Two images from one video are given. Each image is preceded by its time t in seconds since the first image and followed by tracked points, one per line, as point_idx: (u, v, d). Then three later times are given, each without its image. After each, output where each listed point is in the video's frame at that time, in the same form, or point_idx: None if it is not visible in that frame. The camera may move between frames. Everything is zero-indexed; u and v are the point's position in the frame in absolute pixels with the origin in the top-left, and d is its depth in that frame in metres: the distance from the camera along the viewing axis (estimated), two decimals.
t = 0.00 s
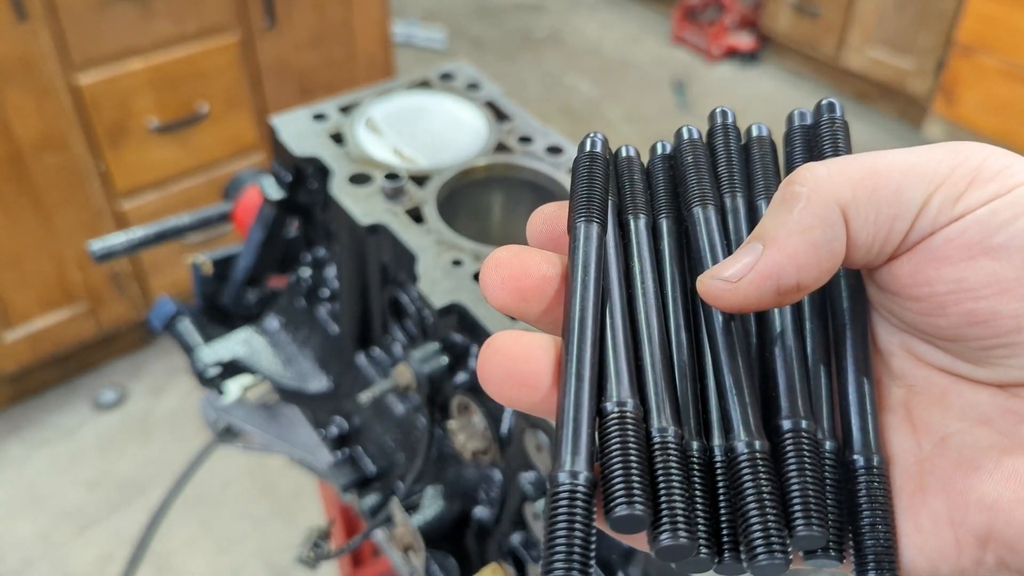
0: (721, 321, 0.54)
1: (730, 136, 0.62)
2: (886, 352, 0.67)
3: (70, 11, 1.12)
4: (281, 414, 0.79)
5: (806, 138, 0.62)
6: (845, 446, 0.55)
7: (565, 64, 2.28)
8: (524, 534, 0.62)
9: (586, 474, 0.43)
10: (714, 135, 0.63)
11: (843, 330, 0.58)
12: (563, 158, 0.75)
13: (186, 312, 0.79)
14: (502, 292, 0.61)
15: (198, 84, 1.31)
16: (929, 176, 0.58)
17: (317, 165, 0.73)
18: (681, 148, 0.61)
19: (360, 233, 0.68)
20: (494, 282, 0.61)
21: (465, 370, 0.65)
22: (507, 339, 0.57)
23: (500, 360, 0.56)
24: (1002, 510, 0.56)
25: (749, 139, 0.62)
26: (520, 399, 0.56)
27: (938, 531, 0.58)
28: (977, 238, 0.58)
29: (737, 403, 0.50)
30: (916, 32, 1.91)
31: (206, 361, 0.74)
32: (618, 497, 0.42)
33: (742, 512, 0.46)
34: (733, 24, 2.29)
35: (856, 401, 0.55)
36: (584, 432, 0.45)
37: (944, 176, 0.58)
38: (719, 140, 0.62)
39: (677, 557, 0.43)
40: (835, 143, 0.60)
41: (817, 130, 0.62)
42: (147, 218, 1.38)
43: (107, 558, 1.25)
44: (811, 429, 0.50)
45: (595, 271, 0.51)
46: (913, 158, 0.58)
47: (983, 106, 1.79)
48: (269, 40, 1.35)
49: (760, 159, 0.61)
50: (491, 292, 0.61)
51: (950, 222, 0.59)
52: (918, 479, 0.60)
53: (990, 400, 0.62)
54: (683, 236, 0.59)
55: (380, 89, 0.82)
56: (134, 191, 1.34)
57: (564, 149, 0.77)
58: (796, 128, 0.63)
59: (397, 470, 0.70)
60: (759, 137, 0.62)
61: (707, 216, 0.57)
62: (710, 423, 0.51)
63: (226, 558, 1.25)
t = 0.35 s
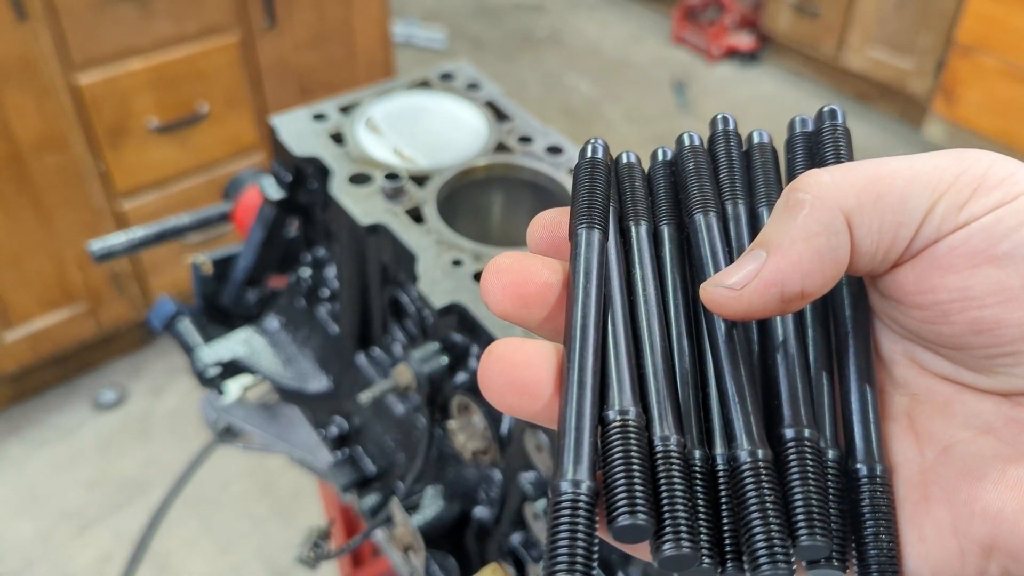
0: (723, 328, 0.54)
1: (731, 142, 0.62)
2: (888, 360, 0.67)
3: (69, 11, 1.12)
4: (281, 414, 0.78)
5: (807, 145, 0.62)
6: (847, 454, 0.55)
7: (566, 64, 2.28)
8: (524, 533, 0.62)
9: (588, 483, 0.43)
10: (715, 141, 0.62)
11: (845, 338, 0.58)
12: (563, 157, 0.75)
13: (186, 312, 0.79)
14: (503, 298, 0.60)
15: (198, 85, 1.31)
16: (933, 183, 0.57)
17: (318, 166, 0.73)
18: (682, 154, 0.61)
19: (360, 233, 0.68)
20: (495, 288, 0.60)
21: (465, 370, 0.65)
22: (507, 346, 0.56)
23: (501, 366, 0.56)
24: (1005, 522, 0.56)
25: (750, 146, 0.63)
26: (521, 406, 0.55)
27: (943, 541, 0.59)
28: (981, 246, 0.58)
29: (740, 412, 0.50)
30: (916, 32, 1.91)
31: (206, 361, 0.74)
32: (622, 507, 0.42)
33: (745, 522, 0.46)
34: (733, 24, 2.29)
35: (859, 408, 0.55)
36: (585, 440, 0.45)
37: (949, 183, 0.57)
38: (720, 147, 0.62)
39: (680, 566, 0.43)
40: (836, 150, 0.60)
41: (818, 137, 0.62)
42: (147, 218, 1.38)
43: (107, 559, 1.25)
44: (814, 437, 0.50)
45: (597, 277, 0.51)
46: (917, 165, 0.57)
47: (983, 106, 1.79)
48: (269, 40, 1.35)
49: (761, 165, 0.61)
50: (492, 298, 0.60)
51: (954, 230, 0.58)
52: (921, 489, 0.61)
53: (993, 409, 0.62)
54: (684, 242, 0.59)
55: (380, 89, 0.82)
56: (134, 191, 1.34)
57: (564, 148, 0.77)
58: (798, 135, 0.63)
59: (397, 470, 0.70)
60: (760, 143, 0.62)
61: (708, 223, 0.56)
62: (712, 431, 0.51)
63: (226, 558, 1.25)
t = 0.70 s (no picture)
0: (731, 321, 0.54)
1: (738, 139, 0.62)
2: (893, 352, 0.67)
3: (70, 10, 1.12)
4: (281, 414, 0.78)
5: (813, 140, 0.62)
6: (852, 444, 0.54)
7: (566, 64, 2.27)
8: (524, 533, 0.61)
9: (597, 470, 0.43)
10: (722, 137, 0.63)
11: (850, 331, 0.58)
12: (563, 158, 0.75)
13: (186, 312, 0.79)
14: (513, 289, 0.61)
15: (198, 85, 1.31)
16: (939, 176, 0.58)
17: (318, 166, 0.73)
18: (690, 149, 0.61)
19: (361, 233, 0.69)
20: (505, 280, 0.61)
21: (465, 370, 0.65)
22: (517, 336, 0.56)
23: (512, 355, 0.55)
24: (1008, 509, 0.56)
25: (756, 142, 0.63)
26: (530, 395, 0.55)
27: (946, 529, 0.58)
28: (987, 238, 0.58)
29: (746, 401, 0.50)
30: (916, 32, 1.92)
31: (206, 361, 0.74)
32: (630, 492, 0.42)
33: (751, 509, 0.46)
34: (733, 24, 2.29)
35: (864, 400, 0.55)
36: (595, 428, 0.45)
37: (955, 176, 0.58)
38: (727, 142, 0.62)
39: (687, 552, 0.43)
40: (842, 144, 0.60)
41: (825, 133, 0.62)
42: (147, 217, 1.38)
43: (107, 558, 1.25)
44: (820, 427, 0.50)
45: (605, 269, 0.51)
46: (923, 158, 0.58)
47: (983, 106, 1.79)
48: (269, 40, 1.35)
49: (768, 161, 0.61)
50: (502, 289, 0.61)
51: (959, 222, 0.59)
52: (925, 478, 0.60)
53: (997, 399, 0.62)
54: (692, 236, 0.59)
55: (380, 90, 0.82)
56: (134, 191, 1.34)
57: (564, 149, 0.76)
58: (805, 130, 0.63)
59: (397, 470, 0.71)
60: (766, 139, 0.62)
61: (716, 217, 0.57)
62: (719, 420, 0.51)
63: (225, 559, 1.25)
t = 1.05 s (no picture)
0: (734, 321, 0.54)
1: (741, 141, 0.61)
2: (894, 350, 0.67)
3: (69, 10, 1.12)
4: (281, 414, 0.78)
5: (815, 141, 0.62)
6: (854, 442, 0.54)
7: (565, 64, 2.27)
8: (524, 533, 0.62)
9: (603, 467, 0.44)
10: (725, 139, 0.62)
11: (852, 329, 0.58)
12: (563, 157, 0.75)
13: (186, 312, 0.79)
14: (519, 289, 0.61)
15: (197, 84, 1.31)
16: (939, 176, 0.58)
17: (318, 165, 0.73)
18: (693, 151, 0.61)
19: (361, 233, 0.69)
20: (512, 279, 0.61)
21: (465, 369, 0.65)
22: (522, 337, 0.57)
23: (519, 355, 0.56)
24: (1008, 505, 0.56)
25: (759, 144, 0.62)
26: (540, 394, 0.55)
27: (946, 526, 0.58)
28: (987, 238, 0.59)
29: (749, 399, 0.50)
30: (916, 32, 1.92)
31: (206, 361, 0.74)
32: (634, 488, 0.43)
33: (753, 505, 0.46)
34: (733, 24, 2.30)
35: (865, 398, 0.55)
36: (600, 424, 0.45)
37: (955, 176, 0.58)
38: (730, 145, 0.61)
39: (691, 548, 0.43)
40: (844, 145, 0.60)
41: (826, 134, 0.62)
42: (147, 217, 1.38)
43: (107, 558, 1.25)
44: (822, 425, 0.50)
45: (610, 269, 0.51)
46: (924, 158, 0.58)
47: (983, 105, 1.79)
48: (269, 39, 1.35)
49: (770, 163, 0.61)
50: (508, 288, 0.61)
51: (959, 222, 0.59)
52: (926, 475, 0.60)
53: (997, 397, 0.61)
54: (695, 238, 0.59)
55: (380, 89, 0.82)
56: (133, 191, 1.34)
57: (564, 148, 0.76)
58: (806, 132, 0.63)
59: (397, 469, 0.71)
60: (769, 141, 0.62)
61: (719, 218, 0.57)
62: (722, 419, 0.51)
63: (225, 558, 1.25)
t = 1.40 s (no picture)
0: (723, 316, 0.54)
1: (731, 132, 0.61)
2: (886, 345, 0.67)
3: (69, 10, 1.12)
4: (281, 414, 0.79)
5: (806, 133, 0.62)
6: (846, 438, 0.54)
7: (565, 64, 2.27)
8: (524, 533, 0.62)
9: (591, 466, 0.43)
10: (716, 131, 0.62)
11: (845, 325, 0.58)
12: (563, 158, 0.75)
13: (186, 311, 0.79)
14: (507, 286, 0.61)
15: (198, 84, 1.31)
16: (931, 168, 0.58)
17: (318, 165, 0.73)
18: (683, 143, 0.61)
19: (361, 233, 0.69)
20: (498, 276, 0.61)
21: (465, 369, 0.65)
22: (509, 333, 0.57)
23: (504, 354, 0.56)
24: (1004, 502, 0.56)
25: (750, 135, 0.62)
26: (524, 391, 0.55)
27: (940, 522, 0.58)
28: (980, 231, 0.59)
29: (740, 396, 0.50)
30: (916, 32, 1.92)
31: (206, 361, 0.74)
32: (624, 489, 0.43)
33: (745, 503, 0.46)
34: (733, 24, 2.30)
35: (857, 393, 0.55)
36: (588, 426, 0.45)
37: (946, 169, 0.58)
38: (721, 136, 0.61)
39: (681, 547, 0.43)
40: (835, 138, 0.60)
41: (818, 126, 0.61)
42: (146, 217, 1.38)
43: (106, 558, 1.25)
44: (814, 421, 0.50)
45: (599, 264, 0.51)
46: (915, 151, 0.58)
47: (982, 106, 1.79)
48: (269, 40, 1.35)
49: (761, 154, 0.61)
50: (495, 285, 0.61)
51: (951, 216, 0.59)
52: (919, 471, 0.60)
53: (990, 392, 0.62)
54: (685, 231, 0.59)
55: (380, 89, 0.82)
56: (134, 191, 1.34)
57: (564, 148, 0.76)
58: (797, 123, 0.63)
59: (397, 469, 0.71)
60: (760, 132, 0.62)
61: (709, 211, 0.57)
62: (713, 416, 0.51)
63: (225, 558, 1.25)
